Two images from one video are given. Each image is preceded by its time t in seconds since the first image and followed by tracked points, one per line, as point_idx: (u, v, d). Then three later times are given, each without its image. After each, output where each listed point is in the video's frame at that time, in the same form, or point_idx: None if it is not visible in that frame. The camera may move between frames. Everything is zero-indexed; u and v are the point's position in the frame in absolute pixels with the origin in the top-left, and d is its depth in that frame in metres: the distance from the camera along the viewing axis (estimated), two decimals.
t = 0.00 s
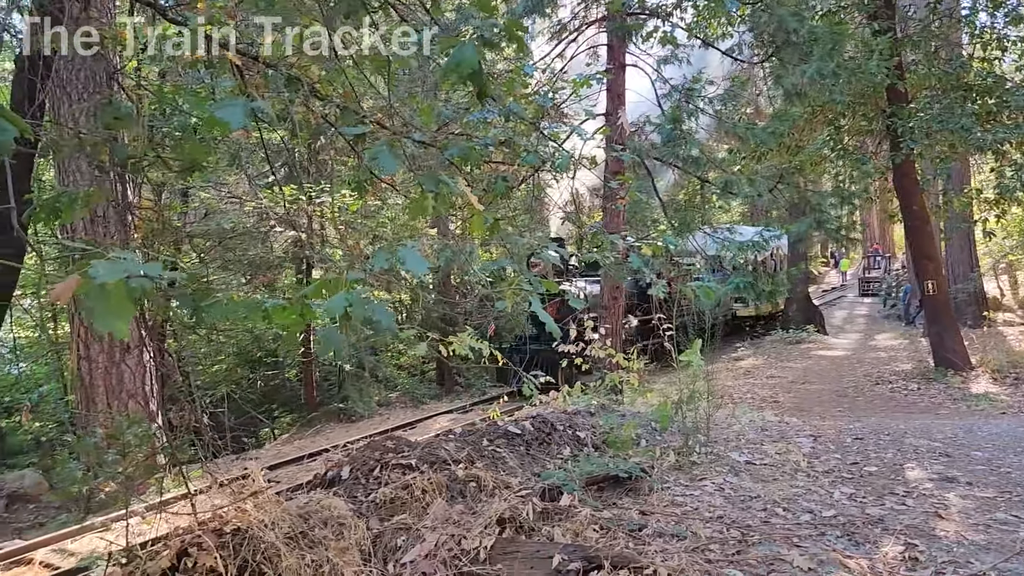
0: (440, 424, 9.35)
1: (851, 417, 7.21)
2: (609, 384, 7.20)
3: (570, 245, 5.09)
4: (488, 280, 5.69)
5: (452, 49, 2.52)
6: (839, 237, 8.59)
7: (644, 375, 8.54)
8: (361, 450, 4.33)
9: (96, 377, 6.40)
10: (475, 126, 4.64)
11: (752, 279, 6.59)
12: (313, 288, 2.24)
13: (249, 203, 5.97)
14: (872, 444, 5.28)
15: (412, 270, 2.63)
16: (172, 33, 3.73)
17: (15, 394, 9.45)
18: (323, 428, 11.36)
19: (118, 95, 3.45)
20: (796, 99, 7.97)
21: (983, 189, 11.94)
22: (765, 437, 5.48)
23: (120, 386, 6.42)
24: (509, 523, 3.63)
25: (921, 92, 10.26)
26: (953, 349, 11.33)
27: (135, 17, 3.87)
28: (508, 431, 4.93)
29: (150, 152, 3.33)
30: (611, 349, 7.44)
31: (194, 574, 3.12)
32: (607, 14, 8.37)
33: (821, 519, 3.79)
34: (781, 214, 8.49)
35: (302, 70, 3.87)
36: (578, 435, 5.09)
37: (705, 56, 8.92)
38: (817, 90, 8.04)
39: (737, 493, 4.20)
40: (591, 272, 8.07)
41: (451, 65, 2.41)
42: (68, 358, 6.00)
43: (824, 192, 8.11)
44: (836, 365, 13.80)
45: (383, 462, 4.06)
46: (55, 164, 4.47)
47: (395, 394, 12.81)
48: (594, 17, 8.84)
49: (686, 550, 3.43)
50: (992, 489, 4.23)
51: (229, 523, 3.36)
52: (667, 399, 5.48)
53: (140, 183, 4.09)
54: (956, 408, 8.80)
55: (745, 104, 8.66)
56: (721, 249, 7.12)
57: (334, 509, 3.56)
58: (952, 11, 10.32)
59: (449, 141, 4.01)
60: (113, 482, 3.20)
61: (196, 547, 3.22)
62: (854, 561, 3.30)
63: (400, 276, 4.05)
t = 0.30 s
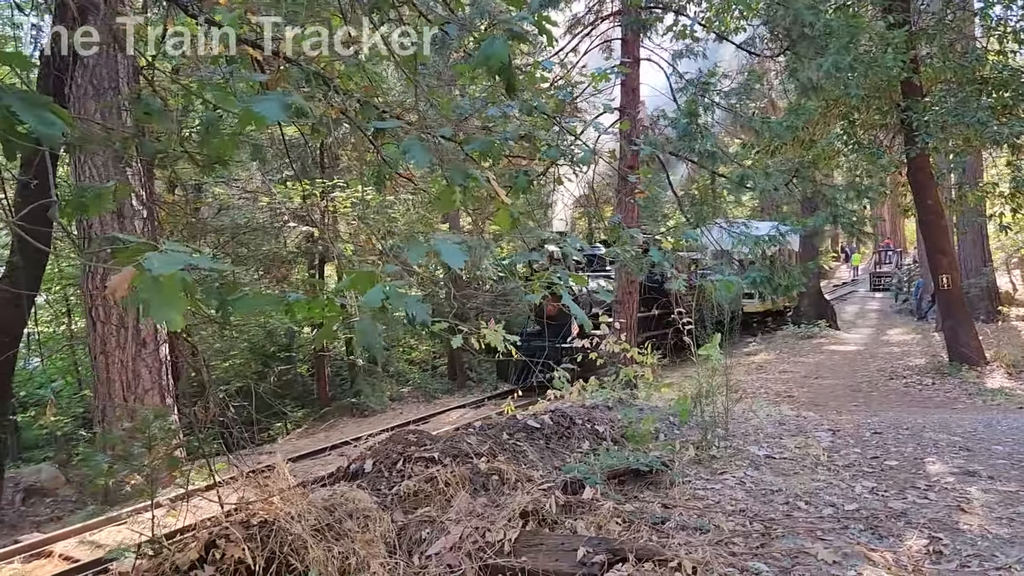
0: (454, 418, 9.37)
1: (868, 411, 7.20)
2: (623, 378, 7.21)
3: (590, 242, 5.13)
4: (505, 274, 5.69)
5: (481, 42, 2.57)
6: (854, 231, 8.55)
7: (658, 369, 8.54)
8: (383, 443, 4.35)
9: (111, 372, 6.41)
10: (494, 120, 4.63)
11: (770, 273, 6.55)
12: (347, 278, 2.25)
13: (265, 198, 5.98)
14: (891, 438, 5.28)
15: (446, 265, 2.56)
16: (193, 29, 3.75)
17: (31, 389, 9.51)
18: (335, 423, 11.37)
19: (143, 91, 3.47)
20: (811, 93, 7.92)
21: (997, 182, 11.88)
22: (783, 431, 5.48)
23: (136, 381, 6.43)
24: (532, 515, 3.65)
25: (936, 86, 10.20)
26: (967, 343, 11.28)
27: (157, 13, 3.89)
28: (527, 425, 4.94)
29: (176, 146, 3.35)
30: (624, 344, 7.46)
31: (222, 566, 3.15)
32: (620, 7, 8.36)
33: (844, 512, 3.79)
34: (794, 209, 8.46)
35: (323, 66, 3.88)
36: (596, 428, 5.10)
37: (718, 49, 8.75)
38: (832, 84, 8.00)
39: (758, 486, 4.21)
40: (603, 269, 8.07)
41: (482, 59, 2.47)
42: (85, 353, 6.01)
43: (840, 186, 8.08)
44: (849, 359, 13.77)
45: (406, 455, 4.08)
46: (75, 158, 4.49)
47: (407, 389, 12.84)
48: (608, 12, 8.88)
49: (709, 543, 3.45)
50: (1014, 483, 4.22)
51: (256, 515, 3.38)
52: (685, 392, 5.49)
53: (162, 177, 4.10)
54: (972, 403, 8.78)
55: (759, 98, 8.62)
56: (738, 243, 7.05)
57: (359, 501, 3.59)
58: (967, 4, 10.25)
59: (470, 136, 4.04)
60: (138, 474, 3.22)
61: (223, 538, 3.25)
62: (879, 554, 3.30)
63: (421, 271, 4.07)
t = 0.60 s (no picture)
0: (464, 411, 9.39)
1: (878, 402, 7.21)
2: (632, 370, 7.23)
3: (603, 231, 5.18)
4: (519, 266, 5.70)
5: (505, 34, 2.59)
6: (864, 222, 8.53)
7: (668, 362, 8.54)
8: (401, 434, 4.38)
9: (123, 366, 6.43)
10: (508, 113, 4.64)
11: (782, 264, 6.53)
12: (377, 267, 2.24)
13: (274, 191, 5.97)
14: (904, 429, 5.29)
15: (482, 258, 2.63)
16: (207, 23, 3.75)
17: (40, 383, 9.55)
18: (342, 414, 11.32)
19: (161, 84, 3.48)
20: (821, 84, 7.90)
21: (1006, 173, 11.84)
22: (796, 422, 5.50)
23: (147, 375, 6.46)
24: (551, 505, 3.67)
25: (945, 76, 10.15)
26: (976, 335, 11.27)
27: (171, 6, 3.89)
28: (542, 416, 4.95)
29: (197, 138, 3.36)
30: (634, 335, 7.48)
31: (245, 555, 3.18)
32: None
33: (860, 502, 3.81)
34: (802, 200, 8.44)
35: (339, 60, 3.88)
36: (610, 420, 5.13)
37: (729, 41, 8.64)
38: (841, 74, 7.97)
39: (774, 477, 4.23)
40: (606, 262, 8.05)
41: (506, 52, 2.49)
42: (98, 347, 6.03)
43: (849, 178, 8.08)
44: (856, 351, 13.77)
45: (424, 446, 4.11)
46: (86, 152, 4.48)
47: (414, 382, 12.87)
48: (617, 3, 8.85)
49: (728, 533, 3.47)
50: None
51: (278, 505, 3.41)
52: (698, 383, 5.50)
53: (176, 171, 4.10)
54: (982, 394, 8.79)
55: (768, 89, 8.59)
56: (748, 235, 7.00)
57: (378, 491, 3.61)
58: None
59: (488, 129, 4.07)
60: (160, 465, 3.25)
61: (246, 528, 3.28)
62: (898, 543, 3.32)
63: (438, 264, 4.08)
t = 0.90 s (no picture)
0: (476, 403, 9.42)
1: (892, 394, 7.22)
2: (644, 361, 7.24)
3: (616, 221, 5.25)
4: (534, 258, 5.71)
5: (530, 27, 2.59)
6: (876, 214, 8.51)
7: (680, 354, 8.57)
8: (421, 425, 4.42)
9: (137, 359, 6.45)
10: (526, 106, 4.64)
11: (797, 256, 6.37)
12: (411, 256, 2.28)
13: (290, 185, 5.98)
14: (920, 419, 5.31)
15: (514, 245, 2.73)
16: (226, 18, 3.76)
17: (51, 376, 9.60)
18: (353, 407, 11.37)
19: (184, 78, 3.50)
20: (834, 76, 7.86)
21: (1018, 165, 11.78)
22: (812, 413, 5.52)
23: (161, 368, 6.49)
24: (572, 495, 3.70)
25: (957, 67, 10.09)
26: (987, 326, 11.25)
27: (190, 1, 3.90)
28: (559, 407, 4.97)
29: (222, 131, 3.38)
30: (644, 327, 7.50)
31: (272, 544, 3.22)
32: None
33: (880, 492, 3.83)
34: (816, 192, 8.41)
35: (357, 53, 3.89)
36: (626, 411, 5.16)
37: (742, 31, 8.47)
38: (855, 66, 7.93)
39: (793, 467, 4.25)
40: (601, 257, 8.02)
41: (535, 43, 2.50)
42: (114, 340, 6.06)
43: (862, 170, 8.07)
44: (866, 343, 13.75)
45: (445, 436, 4.14)
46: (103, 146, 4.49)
47: (423, 374, 12.91)
48: None
49: (749, 522, 3.49)
50: None
51: (303, 495, 3.44)
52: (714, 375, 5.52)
53: (196, 164, 4.12)
54: (995, 386, 8.79)
55: (780, 81, 8.56)
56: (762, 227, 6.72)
57: (402, 481, 3.63)
58: None
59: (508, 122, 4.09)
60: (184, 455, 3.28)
61: (273, 517, 3.32)
62: (919, 532, 3.34)
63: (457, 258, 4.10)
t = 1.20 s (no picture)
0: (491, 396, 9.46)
1: (911, 386, 7.20)
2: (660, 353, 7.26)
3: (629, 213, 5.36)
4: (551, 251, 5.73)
5: (559, 21, 2.61)
6: (894, 206, 8.46)
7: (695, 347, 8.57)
8: (443, 417, 4.45)
9: (155, 350, 6.45)
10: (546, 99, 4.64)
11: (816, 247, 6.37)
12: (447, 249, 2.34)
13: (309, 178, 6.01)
14: (940, 412, 5.30)
15: (546, 238, 2.82)
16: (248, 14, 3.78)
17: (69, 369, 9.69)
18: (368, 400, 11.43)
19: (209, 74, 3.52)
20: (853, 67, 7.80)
21: None
22: (831, 405, 5.52)
23: (180, 360, 6.54)
24: (594, 486, 3.72)
25: (976, 58, 9.99)
26: (1005, 319, 11.17)
27: None
28: (578, 399, 4.99)
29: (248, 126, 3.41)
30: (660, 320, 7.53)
31: (300, 533, 3.27)
32: None
33: (902, 483, 3.83)
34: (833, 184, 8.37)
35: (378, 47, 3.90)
36: (645, 403, 5.17)
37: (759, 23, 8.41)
38: (873, 57, 7.86)
39: (814, 459, 4.26)
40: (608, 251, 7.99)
41: (564, 36, 2.52)
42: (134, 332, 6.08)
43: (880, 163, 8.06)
44: (882, 336, 13.69)
45: (467, 428, 4.17)
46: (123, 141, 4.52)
47: (438, 367, 12.95)
48: None
49: (772, 513, 3.51)
50: None
51: (330, 485, 3.48)
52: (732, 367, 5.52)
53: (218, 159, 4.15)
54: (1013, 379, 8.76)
55: (797, 73, 8.52)
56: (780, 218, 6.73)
57: (426, 471, 3.66)
58: None
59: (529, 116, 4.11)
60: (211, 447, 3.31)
61: (300, 506, 3.37)
62: (943, 523, 3.35)
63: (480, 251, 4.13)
